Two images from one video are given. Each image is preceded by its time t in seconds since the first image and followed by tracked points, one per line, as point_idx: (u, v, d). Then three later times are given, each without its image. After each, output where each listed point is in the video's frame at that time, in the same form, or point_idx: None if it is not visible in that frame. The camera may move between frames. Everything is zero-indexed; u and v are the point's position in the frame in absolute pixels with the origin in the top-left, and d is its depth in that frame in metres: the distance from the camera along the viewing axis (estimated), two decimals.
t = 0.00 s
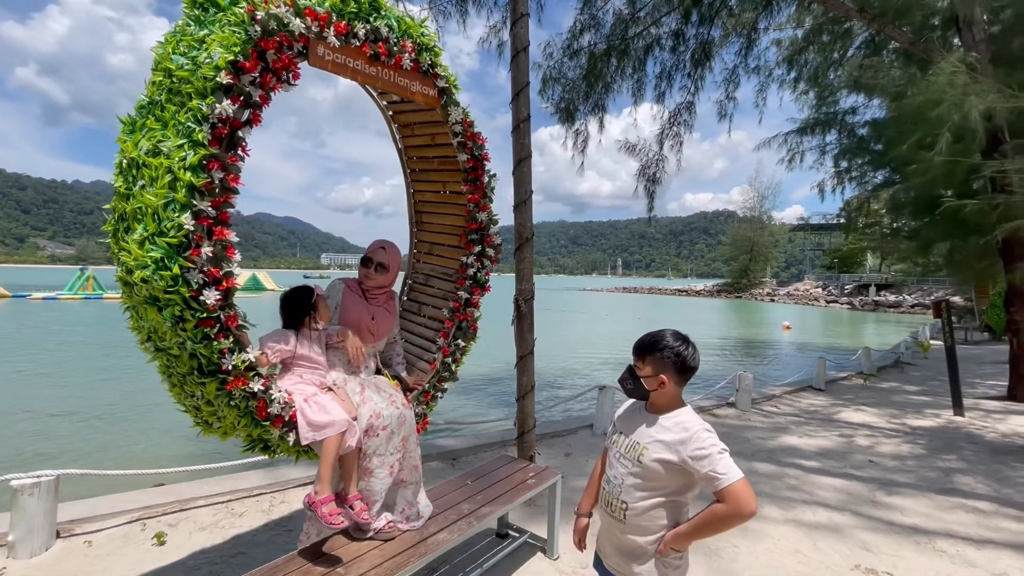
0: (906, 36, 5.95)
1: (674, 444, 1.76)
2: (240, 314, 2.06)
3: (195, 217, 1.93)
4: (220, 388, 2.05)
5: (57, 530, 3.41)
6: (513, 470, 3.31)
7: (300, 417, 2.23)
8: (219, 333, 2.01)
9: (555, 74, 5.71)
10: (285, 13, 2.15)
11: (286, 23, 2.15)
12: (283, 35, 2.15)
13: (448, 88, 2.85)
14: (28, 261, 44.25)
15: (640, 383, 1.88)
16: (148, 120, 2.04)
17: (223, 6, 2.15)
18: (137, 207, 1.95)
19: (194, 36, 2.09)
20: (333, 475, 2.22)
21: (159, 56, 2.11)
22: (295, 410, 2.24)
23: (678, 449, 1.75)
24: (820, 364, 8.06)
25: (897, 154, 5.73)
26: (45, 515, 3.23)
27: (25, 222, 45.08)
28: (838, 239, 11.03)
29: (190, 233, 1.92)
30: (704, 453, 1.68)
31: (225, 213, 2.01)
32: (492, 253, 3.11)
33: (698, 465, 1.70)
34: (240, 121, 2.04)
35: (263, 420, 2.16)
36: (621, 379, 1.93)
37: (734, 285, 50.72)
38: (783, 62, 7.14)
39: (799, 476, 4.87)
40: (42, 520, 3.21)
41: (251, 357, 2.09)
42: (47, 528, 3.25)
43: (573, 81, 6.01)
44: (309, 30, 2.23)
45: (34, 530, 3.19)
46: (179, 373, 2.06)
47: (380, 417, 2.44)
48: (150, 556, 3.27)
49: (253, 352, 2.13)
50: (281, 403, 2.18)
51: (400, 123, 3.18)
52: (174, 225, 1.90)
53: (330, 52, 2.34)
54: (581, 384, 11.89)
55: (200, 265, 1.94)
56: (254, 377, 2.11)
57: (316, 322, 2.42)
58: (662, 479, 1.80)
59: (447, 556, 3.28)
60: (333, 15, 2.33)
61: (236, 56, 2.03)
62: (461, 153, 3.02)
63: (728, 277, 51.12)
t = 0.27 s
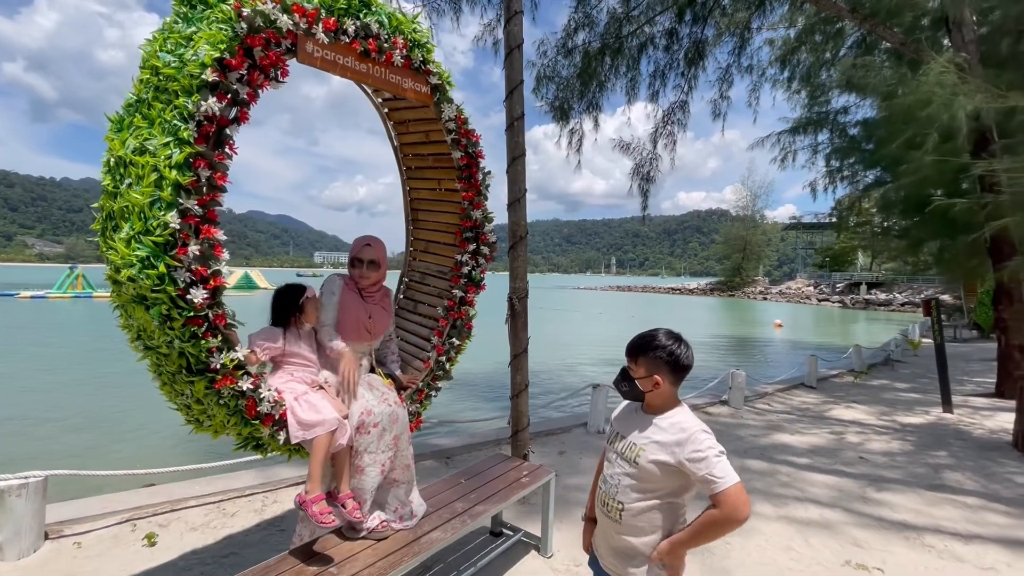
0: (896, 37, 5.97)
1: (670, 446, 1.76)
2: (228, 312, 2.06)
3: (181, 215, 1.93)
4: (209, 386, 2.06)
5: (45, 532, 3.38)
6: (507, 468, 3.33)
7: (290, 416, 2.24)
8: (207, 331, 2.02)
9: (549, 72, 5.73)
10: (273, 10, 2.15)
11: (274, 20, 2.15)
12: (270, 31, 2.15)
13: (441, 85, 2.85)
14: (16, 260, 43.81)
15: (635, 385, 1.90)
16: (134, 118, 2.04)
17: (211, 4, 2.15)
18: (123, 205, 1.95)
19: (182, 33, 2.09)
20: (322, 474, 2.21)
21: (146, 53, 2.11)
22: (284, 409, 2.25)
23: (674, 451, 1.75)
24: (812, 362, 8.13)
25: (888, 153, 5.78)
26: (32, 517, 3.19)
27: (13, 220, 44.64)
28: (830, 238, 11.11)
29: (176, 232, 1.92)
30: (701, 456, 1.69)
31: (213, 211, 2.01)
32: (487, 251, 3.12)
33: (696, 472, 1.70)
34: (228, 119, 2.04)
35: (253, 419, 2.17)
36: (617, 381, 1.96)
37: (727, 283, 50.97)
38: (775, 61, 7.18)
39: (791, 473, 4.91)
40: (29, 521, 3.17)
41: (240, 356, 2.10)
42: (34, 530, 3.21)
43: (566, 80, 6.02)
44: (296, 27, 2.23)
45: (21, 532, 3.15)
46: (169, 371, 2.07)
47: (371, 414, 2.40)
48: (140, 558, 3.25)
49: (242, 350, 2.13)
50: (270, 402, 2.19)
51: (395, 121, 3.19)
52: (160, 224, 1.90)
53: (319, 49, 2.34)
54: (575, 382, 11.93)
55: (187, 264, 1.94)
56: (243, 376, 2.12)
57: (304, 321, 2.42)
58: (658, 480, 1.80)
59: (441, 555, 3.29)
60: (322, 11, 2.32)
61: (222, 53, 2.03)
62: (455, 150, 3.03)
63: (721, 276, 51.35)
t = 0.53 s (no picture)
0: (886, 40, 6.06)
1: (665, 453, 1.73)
2: (218, 311, 2.06)
3: (170, 213, 1.93)
4: (199, 385, 2.07)
5: (33, 533, 3.34)
6: (501, 467, 3.35)
7: (281, 415, 2.24)
8: (197, 330, 2.03)
9: (543, 71, 5.74)
10: (261, 7, 2.15)
11: (262, 17, 2.15)
12: (258, 28, 2.15)
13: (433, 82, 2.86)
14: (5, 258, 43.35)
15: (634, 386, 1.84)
16: (122, 116, 2.04)
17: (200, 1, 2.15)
18: (112, 204, 1.94)
19: (169, 30, 2.09)
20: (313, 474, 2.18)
21: (134, 51, 2.10)
22: (275, 408, 2.24)
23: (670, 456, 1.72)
24: (803, 360, 8.20)
25: (878, 152, 5.83)
26: (20, 518, 3.16)
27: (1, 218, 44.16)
28: (821, 237, 11.20)
29: (164, 231, 1.92)
30: (691, 470, 1.67)
31: (201, 210, 2.01)
32: (481, 249, 3.15)
33: (693, 477, 1.66)
34: (216, 117, 2.04)
35: (244, 418, 2.18)
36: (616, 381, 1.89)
37: (720, 281, 51.22)
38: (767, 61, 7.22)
39: (783, 469, 4.96)
40: (16, 522, 3.14)
41: (230, 355, 2.10)
42: (22, 531, 3.18)
43: (560, 78, 6.03)
44: (286, 24, 2.23)
45: (9, 533, 3.11)
46: (159, 370, 2.07)
47: (364, 414, 2.38)
48: (130, 559, 3.22)
49: (233, 349, 2.14)
50: (261, 401, 2.20)
51: (389, 118, 3.19)
52: (148, 223, 1.89)
53: (309, 46, 2.34)
54: (569, 381, 11.95)
55: (175, 263, 1.94)
56: (232, 375, 2.13)
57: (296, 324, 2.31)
58: (654, 482, 1.76)
59: (434, 553, 3.30)
60: (311, 8, 2.32)
61: (209, 51, 2.03)
62: (449, 148, 3.05)
63: (714, 274, 51.59)
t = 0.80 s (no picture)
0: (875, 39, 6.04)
1: (659, 454, 1.72)
2: (207, 310, 2.06)
3: (158, 212, 1.93)
4: (188, 384, 2.06)
5: (19, 535, 3.25)
6: (493, 465, 3.36)
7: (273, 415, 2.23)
8: (187, 329, 2.03)
9: (536, 69, 5.76)
10: (250, 4, 2.15)
11: (252, 13, 2.15)
12: (248, 25, 2.15)
13: (425, 80, 2.87)
14: None
15: (636, 384, 1.81)
16: (110, 114, 2.03)
17: None
18: (99, 202, 1.93)
19: (157, 27, 2.08)
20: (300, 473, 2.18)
21: (122, 47, 2.09)
22: (265, 407, 2.23)
23: (662, 457, 1.71)
24: (794, 358, 8.27)
25: (867, 151, 5.89)
26: (6, 520, 3.07)
27: None
28: (811, 236, 11.29)
29: (152, 230, 1.91)
30: (680, 474, 1.64)
31: (190, 208, 2.00)
32: (474, 247, 3.15)
33: (679, 482, 1.64)
34: (205, 114, 2.04)
35: (234, 417, 2.17)
36: (617, 378, 1.86)
37: (711, 280, 51.48)
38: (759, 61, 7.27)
39: (774, 466, 5.00)
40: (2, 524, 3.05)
41: (220, 354, 2.10)
42: (8, 533, 3.08)
43: (553, 76, 6.05)
44: (276, 21, 2.23)
45: None
46: (148, 370, 2.07)
47: (356, 414, 2.39)
48: (118, 560, 3.14)
49: (223, 348, 2.13)
50: (251, 401, 2.17)
51: (382, 115, 3.18)
52: (136, 221, 1.89)
53: (298, 44, 2.34)
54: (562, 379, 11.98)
55: (164, 262, 1.93)
56: (222, 374, 2.12)
57: (296, 324, 2.31)
58: (645, 484, 1.77)
59: (427, 553, 3.29)
60: (301, 5, 2.32)
61: (197, 48, 2.03)
62: (441, 146, 3.06)
63: (706, 273, 51.85)
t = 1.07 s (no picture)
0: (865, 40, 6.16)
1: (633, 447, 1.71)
2: (196, 308, 2.07)
3: (146, 209, 1.93)
4: (178, 383, 2.07)
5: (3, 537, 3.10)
6: (485, 463, 3.38)
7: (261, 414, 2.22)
8: (176, 328, 2.03)
9: (528, 68, 5.78)
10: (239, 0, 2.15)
11: (241, 10, 2.15)
12: (237, 21, 2.15)
13: (416, 77, 2.88)
14: None
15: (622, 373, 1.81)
16: (96, 110, 2.02)
17: None
18: (84, 199, 1.92)
19: (145, 22, 2.08)
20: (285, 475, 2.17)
21: (107, 42, 2.08)
22: (255, 406, 2.22)
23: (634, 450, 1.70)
24: (783, 356, 8.35)
25: (855, 151, 5.95)
26: None
27: None
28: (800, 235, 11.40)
29: (140, 227, 1.92)
30: (644, 470, 1.64)
31: (178, 206, 2.01)
32: (465, 245, 3.19)
33: (644, 477, 1.64)
34: (193, 110, 2.04)
35: (224, 416, 2.18)
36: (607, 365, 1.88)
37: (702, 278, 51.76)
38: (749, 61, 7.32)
39: (764, 463, 5.05)
40: None
41: (209, 352, 2.10)
42: None
43: (545, 75, 6.06)
44: (266, 17, 2.23)
45: None
46: (136, 369, 2.07)
47: (348, 415, 2.38)
48: (103, 563, 2.97)
49: (213, 347, 2.13)
50: (241, 400, 2.18)
51: (372, 112, 3.19)
52: (123, 218, 1.89)
53: (288, 40, 2.35)
54: (553, 377, 12.01)
55: (151, 260, 1.94)
56: (212, 373, 2.12)
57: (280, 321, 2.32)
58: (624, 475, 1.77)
59: (419, 551, 3.29)
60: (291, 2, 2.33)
61: (186, 44, 2.03)
62: (433, 144, 3.08)
63: (697, 271, 52.12)
